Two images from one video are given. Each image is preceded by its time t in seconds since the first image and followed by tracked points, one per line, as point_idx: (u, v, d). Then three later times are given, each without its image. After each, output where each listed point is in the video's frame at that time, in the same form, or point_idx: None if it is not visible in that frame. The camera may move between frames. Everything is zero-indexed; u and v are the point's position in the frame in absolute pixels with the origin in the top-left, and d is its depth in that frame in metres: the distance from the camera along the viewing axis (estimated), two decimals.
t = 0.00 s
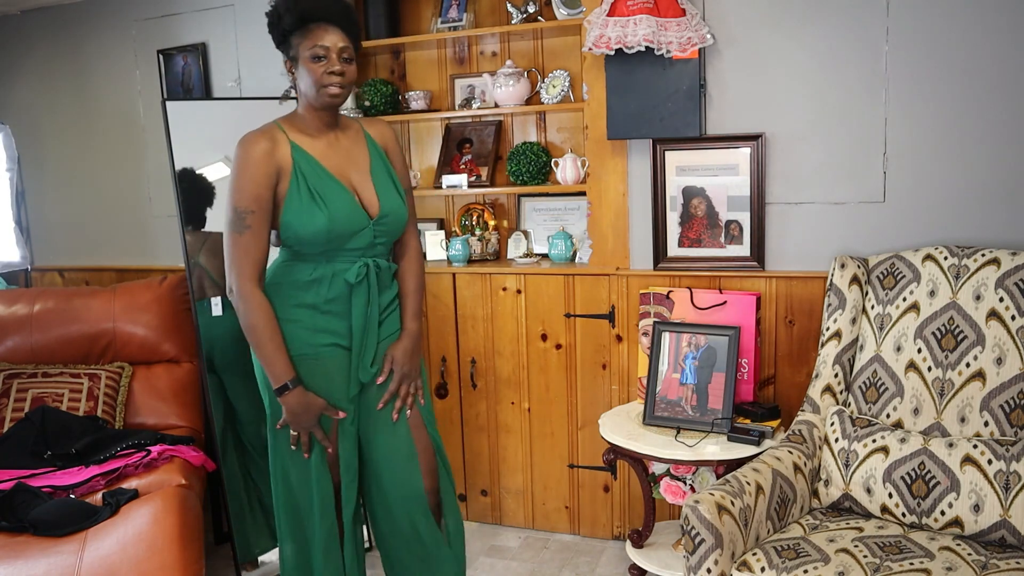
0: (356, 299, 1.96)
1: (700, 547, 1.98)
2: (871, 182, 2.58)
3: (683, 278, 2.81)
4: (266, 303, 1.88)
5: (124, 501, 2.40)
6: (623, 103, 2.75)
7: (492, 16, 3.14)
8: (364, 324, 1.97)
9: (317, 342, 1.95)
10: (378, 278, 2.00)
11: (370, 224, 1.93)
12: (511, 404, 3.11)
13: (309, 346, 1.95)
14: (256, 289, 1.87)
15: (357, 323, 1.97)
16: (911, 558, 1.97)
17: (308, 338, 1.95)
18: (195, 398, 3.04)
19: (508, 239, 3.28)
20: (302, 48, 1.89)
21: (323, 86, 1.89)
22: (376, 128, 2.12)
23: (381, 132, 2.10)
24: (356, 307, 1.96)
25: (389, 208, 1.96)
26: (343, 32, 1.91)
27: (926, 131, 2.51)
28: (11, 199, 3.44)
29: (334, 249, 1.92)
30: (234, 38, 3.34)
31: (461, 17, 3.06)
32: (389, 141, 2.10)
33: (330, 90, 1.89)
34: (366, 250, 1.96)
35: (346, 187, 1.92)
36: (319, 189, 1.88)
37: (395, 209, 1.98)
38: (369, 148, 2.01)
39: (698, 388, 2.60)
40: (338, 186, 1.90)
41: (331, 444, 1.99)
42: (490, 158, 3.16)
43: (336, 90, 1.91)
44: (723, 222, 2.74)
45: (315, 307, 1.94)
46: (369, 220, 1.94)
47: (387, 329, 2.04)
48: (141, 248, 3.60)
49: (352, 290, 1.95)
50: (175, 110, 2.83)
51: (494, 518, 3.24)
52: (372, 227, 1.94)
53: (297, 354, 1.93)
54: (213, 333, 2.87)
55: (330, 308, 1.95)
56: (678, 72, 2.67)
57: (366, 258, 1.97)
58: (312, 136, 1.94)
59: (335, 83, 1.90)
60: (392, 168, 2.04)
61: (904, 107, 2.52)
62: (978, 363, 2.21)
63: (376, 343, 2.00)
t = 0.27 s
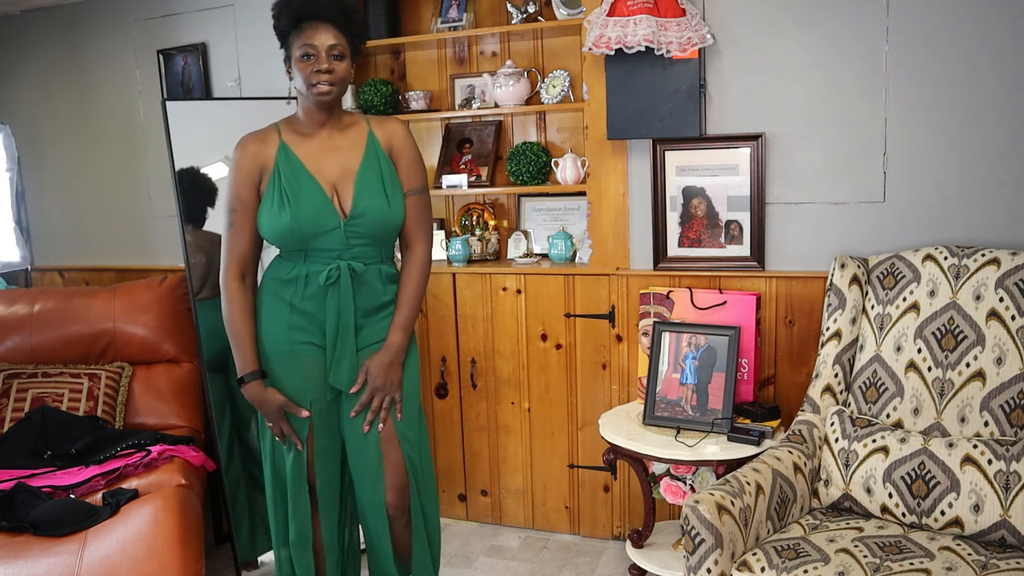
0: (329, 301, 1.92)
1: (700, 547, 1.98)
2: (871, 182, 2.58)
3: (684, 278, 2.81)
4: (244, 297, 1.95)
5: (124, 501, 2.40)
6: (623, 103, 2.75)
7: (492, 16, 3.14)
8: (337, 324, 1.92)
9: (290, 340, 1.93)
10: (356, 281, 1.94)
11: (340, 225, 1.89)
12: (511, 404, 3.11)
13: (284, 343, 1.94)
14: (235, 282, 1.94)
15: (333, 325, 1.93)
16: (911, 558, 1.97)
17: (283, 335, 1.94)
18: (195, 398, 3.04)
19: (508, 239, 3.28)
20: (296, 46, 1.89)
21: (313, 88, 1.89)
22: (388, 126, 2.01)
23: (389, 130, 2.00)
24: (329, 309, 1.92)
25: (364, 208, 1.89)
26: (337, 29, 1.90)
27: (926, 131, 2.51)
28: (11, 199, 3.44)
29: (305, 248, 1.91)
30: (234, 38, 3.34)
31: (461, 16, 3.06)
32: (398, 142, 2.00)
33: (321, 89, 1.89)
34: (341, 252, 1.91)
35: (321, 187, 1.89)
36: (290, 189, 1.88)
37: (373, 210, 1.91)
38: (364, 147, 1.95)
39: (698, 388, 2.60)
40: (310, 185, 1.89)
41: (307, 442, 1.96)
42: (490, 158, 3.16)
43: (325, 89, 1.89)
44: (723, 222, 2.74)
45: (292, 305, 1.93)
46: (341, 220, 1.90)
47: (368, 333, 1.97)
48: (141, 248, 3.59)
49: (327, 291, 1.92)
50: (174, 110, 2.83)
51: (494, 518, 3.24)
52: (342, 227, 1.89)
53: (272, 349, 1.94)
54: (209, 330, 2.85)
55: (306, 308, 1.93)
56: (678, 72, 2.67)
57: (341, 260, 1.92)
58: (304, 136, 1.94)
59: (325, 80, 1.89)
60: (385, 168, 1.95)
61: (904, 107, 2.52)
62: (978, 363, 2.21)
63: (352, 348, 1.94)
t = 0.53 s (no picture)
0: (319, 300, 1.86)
1: (700, 547, 1.98)
2: (871, 182, 2.58)
3: (684, 278, 2.81)
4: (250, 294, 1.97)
5: (123, 501, 2.40)
6: (623, 103, 2.75)
7: (492, 16, 3.14)
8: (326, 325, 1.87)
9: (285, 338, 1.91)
10: (347, 281, 1.86)
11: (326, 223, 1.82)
12: (511, 404, 3.11)
13: (280, 340, 1.92)
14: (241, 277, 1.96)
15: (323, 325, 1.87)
16: (911, 558, 1.97)
17: (279, 332, 1.92)
18: (195, 398, 3.04)
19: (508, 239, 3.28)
20: (298, 44, 1.83)
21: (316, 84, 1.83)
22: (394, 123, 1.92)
23: (393, 128, 1.91)
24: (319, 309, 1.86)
25: (349, 206, 1.81)
26: (340, 26, 1.84)
27: (927, 131, 2.51)
28: (11, 199, 3.43)
29: (296, 246, 1.87)
30: (234, 38, 3.35)
31: (461, 16, 3.06)
32: (400, 140, 1.89)
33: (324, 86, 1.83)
34: (331, 251, 1.85)
35: (313, 186, 1.84)
36: (282, 187, 1.84)
37: (360, 209, 1.82)
38: (361, 144, 1.86)
39: (698, 388, 2.59)
40: (302, 184, 1.84)
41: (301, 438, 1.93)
42: (490, 158, 3.16)
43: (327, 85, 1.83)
44: (723, 222, 2.74)
45: (288, 304, 1.90)
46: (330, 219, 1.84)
47: (361, 335, 1.89)
48: (141, 248, 3.60)
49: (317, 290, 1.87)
50: (174, 110, 2.83)
51: (494, 518, 3.23)
52: (329, 226, 1.83)
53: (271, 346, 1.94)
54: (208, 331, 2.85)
55: (299, 306, 1.88)
56: (678, 72, 2.67)
57: (331, 259, 1.86)
58: (306, 134, 1.89)
59: (326, 77, 1.83)
60: (381, 166, 1.85)
61: (904, 107, 2.52)
62: (978, 363, 2.21)
63: (343, 349, 1.87)
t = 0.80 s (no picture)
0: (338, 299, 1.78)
1: (700, 547, 1.98)
2: (871, 182, 2.58)
3: (683, 278, 2.81)
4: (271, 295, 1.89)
5: (123, 501, 2.40)
6: (623, 103, 2.75)
7: (491, 16, 3.14)
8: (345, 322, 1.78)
9: (306, 337, 1.83)
10: (366, 279, 1.79)
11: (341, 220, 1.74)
12: (511, 404, 3.12)
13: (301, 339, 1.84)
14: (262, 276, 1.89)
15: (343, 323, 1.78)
16: (911, 558, 1.97)
17: (301, 331, 1.84)
18: (195, 398, 3.04)
19: (508, 239, 3.28)
20: (312, 41, 1.75)
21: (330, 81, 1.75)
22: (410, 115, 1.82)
23: (406, 122, 1.81)
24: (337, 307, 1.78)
25: (361, 203, 1.73)
26: (355, 24, 1.75)
27: (927, 130, 2.51)
28: (11, 199, 3.42)
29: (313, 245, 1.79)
30: (234, 38, 3.34)
31: (461, 16, 3.06)
32: (415, 133, 1.80)
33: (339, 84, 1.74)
34: (350, 248, 1.77)
35: (327, 184, 1.76)
36: (296, 186, 1.76)
37: (373, 205, 1.73)
38: (375, 139, 1.78)
39: (698, 388, 2.60)
40: (317, 182, 1.76)
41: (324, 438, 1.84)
42: (490, 158, 3.16)
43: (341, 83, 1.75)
44: (723, 222, 2.74)
45: (311, 304, 1.82)
46: (346, 216, 1.75)
47: (383, 333, 1.81)
48: (141, 248, 3.60)
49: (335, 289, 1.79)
50: (174, 110, 2.83)
51: (494, 518, 3.23)
52: (346, 224, 1.75)
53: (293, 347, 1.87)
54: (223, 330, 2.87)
55: (320, 306, 1.81)
56: (678, 72, 2.67)
57: (350, 257, 1.78)
58: (320, 132, 1.81)
59: (341, 74, 1.74)
60: (394, 160, 1.76)
61: (904, 107, 2.52)
62: (978, 363, 2.21)
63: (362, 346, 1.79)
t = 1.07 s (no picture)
0: (384, 300, 1.79)
1: (700, 547, 1.98)
2: (871, 182, 2.58)
3: (683, 278, 2.81)
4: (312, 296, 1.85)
5: (123, 501, 2.40)
6: (623, 103, 2.75)
7: (492, 16, 3.14)
8: (395, 321, 1.79)
9: (352, 338, 1.81)
10: (410, 280, 1.81)
11: (388, 225, 1.77)
12: (511, 404, 3.11)
13: (345, 340, 1.82)
14: (301, 278, 1.84)
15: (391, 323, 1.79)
16: (911, 558, 1.97)
17: (344, 334, 1.83)
18: (195, 398, 3.05)
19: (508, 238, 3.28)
20: (346, 49, 1.76)
21: (364, 86, 1.77)
22: (441, 122, 1.88)
23: (440, 129, 1.87)
24: (385, 308, 1.79)
25: (410, 208, 1.78)
26: (387, 30, 1.77)
27: (927, 131, 2.51)
28: (11, 198, 3.42)
29: (357, 247, 1.80)
30: (234, 37, 3.34)
31: (461, 17, 3.06)
32: (450, 140, 1.87)
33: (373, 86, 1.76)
34: (391, 251, 1.80)
35: (369, 189, 1.78)
36: (339, 190, 1.78)
37: (420, 209, 1.78)
38: (411, 145, 1.82)
39: (698, 388, 2.60)
40: (358, 186, 1.78)
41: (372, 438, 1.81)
42: (491, 158, 3.14)
43: (376, 89, 1.77)
44: (723, 222, 2.74)
45: (355, 306, 1.82)
46: (390, 221, 1.79)
47: (427, 333, 1.83)
48: (141, 248, 3.60)
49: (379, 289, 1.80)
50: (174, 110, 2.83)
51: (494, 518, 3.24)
52: (391, 228, 1.78)
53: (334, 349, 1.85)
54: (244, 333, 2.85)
55: (365, 308, 1.81)
56: (678, 71, 2.67)
57: (392, 259, 1.80)
58: (356, 137, 1.83)
59: (376, 81, 1.76)
60: (434, 166, 1.82)
61: (904, 107, 2.52)
62: (978, 363, 2.21)
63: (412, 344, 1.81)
